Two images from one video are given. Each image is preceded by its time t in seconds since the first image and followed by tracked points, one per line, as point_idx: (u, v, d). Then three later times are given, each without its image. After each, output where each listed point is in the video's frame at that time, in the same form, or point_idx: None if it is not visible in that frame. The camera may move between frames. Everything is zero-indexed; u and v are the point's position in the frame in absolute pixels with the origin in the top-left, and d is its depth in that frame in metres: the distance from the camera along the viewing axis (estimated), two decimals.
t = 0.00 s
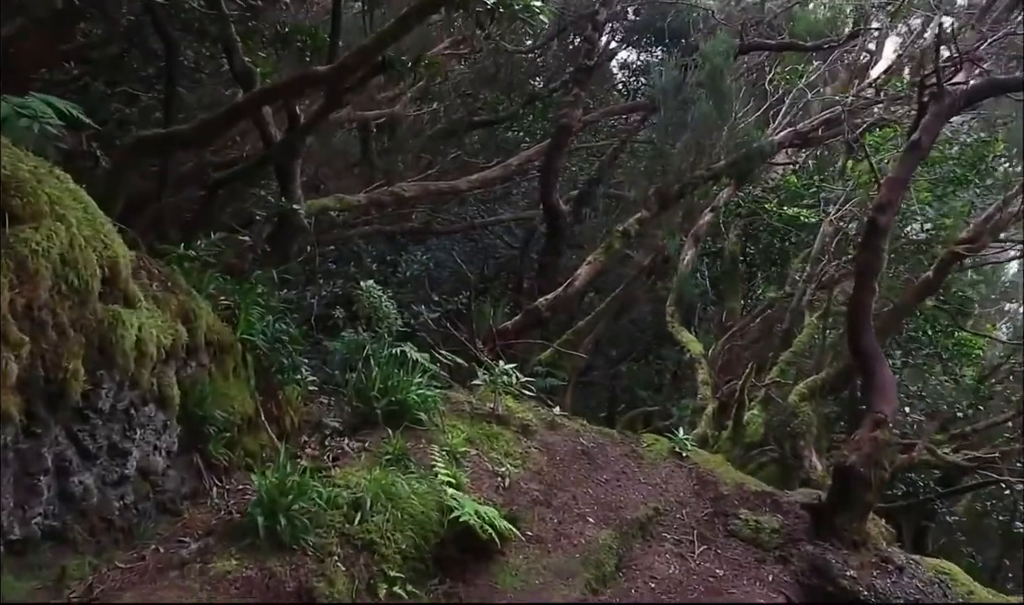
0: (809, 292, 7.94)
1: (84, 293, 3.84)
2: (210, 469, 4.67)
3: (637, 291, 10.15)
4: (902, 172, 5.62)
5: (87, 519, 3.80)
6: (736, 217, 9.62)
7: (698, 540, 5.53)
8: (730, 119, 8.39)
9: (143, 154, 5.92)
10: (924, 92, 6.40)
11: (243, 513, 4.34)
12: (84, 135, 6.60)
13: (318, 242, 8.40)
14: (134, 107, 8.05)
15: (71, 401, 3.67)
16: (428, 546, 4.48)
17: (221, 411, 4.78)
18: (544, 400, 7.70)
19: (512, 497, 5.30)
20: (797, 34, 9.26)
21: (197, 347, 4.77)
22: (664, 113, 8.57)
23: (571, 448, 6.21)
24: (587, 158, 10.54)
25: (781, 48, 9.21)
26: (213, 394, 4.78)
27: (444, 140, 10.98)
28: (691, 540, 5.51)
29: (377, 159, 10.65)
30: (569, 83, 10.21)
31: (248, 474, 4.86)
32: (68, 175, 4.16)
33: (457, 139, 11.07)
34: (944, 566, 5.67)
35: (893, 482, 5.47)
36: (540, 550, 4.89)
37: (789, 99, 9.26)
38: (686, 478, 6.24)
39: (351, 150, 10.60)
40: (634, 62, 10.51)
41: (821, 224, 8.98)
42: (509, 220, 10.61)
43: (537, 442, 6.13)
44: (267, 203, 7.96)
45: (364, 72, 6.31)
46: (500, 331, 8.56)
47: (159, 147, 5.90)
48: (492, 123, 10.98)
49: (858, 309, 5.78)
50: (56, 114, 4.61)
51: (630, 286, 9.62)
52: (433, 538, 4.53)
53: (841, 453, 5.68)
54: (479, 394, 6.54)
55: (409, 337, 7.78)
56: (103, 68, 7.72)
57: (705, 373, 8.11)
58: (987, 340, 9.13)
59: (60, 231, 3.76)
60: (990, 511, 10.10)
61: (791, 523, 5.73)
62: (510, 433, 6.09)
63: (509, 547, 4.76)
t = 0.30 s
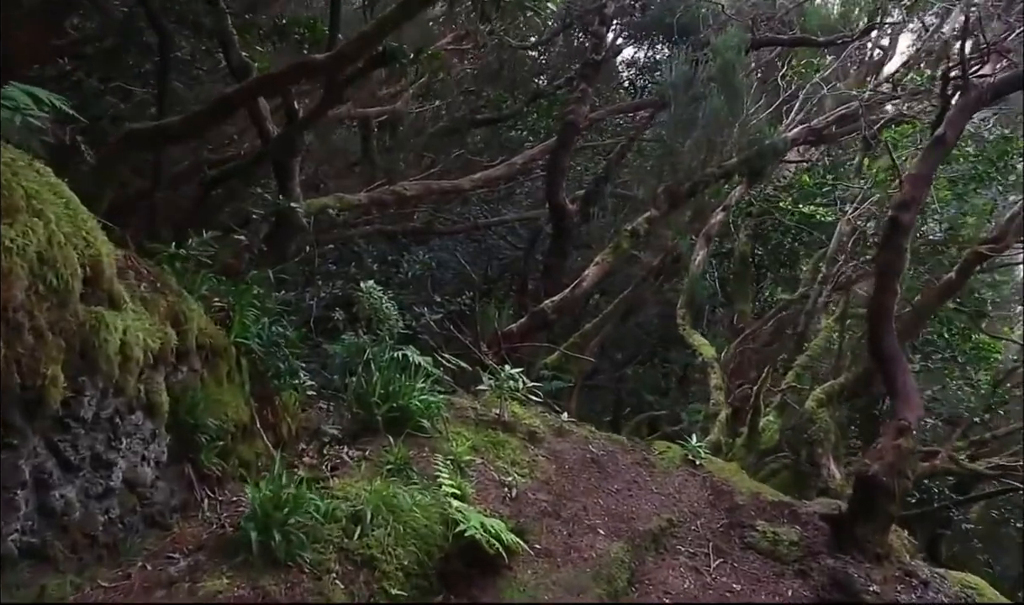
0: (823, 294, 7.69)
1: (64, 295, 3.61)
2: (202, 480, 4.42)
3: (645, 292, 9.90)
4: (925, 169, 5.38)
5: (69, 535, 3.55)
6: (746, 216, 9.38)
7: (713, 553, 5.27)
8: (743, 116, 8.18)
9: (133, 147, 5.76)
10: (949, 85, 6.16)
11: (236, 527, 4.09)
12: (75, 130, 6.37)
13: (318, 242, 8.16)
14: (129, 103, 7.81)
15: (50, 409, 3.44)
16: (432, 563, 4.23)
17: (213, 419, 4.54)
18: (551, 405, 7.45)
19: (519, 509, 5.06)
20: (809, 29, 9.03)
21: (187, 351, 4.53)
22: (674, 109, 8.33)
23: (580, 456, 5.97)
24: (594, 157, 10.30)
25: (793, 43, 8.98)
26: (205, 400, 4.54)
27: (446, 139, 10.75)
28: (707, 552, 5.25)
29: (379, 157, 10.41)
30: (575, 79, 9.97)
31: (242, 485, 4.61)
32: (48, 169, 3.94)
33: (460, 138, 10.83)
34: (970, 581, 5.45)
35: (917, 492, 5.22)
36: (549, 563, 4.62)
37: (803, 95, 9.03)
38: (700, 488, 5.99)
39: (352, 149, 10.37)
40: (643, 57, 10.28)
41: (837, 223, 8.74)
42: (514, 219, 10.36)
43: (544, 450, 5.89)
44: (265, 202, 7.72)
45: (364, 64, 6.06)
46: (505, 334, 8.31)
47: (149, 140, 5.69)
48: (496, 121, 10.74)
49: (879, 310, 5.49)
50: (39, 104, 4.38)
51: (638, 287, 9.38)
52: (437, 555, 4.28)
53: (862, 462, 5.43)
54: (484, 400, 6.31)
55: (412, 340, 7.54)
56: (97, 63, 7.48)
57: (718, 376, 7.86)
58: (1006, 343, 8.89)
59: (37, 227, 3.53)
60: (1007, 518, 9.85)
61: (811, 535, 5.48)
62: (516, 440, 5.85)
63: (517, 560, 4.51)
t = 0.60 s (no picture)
0: (835, 294, 7.50)
1: (43, 294, 3.41)
2: (194, 490, 4.21)
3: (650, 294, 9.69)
4: (946, 161, 5.19)
5: (51, 550, 3.31)
6: (755, 215, 9.19)
7: (727, 563, 5.06)
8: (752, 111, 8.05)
9: (121, 141, 5.60)
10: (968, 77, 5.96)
11: (229, 539, 3.89)
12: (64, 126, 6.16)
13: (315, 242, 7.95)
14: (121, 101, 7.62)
15: (29, 416, 3.23)
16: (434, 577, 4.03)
17: (206, 425, 4.33)
18: (556, 409, 7.23)
19: (525, 518, 4.85)
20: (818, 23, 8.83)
21: (178, 354, 4.33)
22: (680, 105, 8.14)
23: (587, 463, 5.78)
24: (598, 156, 10.10)
25: (802, 38, 8.77)
26: (197, 406, 4.34)
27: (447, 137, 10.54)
28: (720, 563, 5.05)
29: (378, 156, 10.21)
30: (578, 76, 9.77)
31: (236, 495, 4.41)
32: (27, 162, 3.74)
33: (461, 137, 10.63)
34: (993, 590, 5.32)
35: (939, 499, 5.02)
36: (557, 573, 4.41)
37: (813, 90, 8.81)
38: (711, 496, 5.79)
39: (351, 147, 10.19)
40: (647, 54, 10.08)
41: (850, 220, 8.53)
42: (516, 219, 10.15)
43: (550, 456, 5.69)
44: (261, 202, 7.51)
45: (363, 55, 5.85)
46: (509, 337, 8.09)
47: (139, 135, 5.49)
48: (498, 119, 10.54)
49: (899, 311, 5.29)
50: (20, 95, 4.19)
51: (644, 288, 9.17)
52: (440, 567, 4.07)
53: (881, 467, 5.23)
54: (487, 404, 6.11)
55: (413, 342, 7.33)
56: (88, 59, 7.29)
57: (728, 379, 7.65)
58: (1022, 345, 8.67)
59: (15, 222, 3.33)
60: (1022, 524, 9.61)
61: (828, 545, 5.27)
62: (520, 446, 5.65)
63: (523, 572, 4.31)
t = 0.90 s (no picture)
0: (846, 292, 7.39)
1: (15, 294, 3.18)
2: (181, 501, 4.00)
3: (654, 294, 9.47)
4: (966, 155, 4.96)
5: (25, 571, 3.04)
6: (761, 213, 8.99)
7: (740, 575, 4.84)
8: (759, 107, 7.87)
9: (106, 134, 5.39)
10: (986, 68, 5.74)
11: (217, 555, 3.67)
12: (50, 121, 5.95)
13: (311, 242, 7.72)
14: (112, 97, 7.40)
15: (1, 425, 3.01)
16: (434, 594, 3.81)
17: (193, 433, 4.12)
18: (560, 413, 7.01)
19: (528, 529, 4.63)
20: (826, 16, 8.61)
21: (164, 358, 4.12)
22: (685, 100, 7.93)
23: (593, 471, 5.57)
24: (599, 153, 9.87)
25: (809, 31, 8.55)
26: (184, 413, 4.12)
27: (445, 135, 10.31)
28: (733, 575, 4.83)
29: (375, 154, 9.99)
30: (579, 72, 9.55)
31: (225, 506, 4.19)
32: None
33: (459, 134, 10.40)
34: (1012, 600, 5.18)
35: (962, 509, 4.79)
36: (563, 588, 4.18)
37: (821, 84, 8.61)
38: (723, 504, 5.58)
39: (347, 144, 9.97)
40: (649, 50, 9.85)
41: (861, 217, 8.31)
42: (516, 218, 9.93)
43: (554, 463, 5.48)
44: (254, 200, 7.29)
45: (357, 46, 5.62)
46: (510, 338, 7.87)
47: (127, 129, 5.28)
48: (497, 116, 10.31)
49: (918, 312, 5.08)
50: None
51: (647, 289, 8.96)
52: (440, 584, 3.85)
53: (900, 475, 5.00)
54: (489, 409, 5.89)
55: (412, 344, 7.10)
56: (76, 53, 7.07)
57: (737, 382, 7.43)
58: None
59: None
60: None
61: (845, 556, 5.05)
62: (523, 453, 5.44)
63: (528, 587, 4.08)
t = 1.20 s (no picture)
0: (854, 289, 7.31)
1: None
2: (165, 512, 3.82)
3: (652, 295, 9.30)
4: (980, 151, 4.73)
5: None
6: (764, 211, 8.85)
7: (746, 585, 4.66)
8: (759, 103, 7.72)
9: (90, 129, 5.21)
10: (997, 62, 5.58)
11: (202, 570, 3.50)
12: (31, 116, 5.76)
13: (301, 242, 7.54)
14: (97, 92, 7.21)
15: None
16: None
17: (178, 440, 3.93)
18: (558, 418, 6.84)
19: (528, 539, 4.46)
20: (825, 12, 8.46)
21: (148, 361, 3.94)
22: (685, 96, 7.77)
23: (593, 477, 5.40)
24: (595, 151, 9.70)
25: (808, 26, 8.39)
26: (169, 420, 3.94)
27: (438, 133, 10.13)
28: (740, 585, 4.66)
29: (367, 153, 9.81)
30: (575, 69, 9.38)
31: (212, 517, 4.01)
32: None
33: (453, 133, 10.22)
34: None
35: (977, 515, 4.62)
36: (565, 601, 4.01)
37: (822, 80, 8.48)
38: (728, 511, 5.41)
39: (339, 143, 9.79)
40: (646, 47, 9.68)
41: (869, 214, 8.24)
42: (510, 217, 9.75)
43: (553, 470, 5.32)
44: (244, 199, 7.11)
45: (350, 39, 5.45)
46: (506, 340, 7.69)
47: (113, 124, 5.10)
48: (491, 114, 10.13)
49: (929, 314, 4.92)
50: None
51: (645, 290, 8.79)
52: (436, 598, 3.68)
53: (913, 480, 4.82)
54: (486, 414, 5.72)
55: (405, 346, 6.92)
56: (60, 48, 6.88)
57: (739, 384, 7.26)
58: None
59: None
60: None
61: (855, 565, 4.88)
62: (521, 459, 5.27)
63: (528, 600, 3.91)
